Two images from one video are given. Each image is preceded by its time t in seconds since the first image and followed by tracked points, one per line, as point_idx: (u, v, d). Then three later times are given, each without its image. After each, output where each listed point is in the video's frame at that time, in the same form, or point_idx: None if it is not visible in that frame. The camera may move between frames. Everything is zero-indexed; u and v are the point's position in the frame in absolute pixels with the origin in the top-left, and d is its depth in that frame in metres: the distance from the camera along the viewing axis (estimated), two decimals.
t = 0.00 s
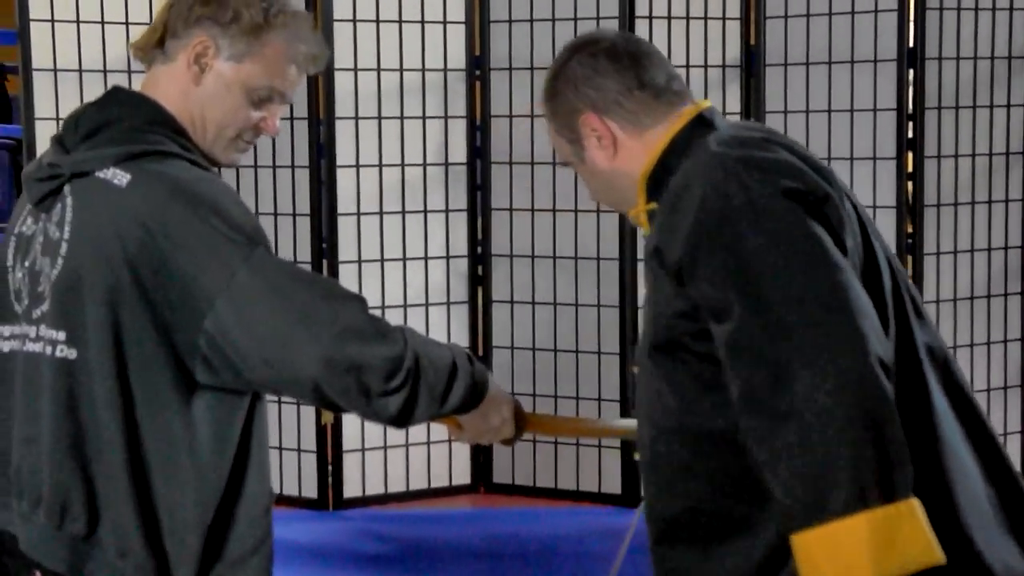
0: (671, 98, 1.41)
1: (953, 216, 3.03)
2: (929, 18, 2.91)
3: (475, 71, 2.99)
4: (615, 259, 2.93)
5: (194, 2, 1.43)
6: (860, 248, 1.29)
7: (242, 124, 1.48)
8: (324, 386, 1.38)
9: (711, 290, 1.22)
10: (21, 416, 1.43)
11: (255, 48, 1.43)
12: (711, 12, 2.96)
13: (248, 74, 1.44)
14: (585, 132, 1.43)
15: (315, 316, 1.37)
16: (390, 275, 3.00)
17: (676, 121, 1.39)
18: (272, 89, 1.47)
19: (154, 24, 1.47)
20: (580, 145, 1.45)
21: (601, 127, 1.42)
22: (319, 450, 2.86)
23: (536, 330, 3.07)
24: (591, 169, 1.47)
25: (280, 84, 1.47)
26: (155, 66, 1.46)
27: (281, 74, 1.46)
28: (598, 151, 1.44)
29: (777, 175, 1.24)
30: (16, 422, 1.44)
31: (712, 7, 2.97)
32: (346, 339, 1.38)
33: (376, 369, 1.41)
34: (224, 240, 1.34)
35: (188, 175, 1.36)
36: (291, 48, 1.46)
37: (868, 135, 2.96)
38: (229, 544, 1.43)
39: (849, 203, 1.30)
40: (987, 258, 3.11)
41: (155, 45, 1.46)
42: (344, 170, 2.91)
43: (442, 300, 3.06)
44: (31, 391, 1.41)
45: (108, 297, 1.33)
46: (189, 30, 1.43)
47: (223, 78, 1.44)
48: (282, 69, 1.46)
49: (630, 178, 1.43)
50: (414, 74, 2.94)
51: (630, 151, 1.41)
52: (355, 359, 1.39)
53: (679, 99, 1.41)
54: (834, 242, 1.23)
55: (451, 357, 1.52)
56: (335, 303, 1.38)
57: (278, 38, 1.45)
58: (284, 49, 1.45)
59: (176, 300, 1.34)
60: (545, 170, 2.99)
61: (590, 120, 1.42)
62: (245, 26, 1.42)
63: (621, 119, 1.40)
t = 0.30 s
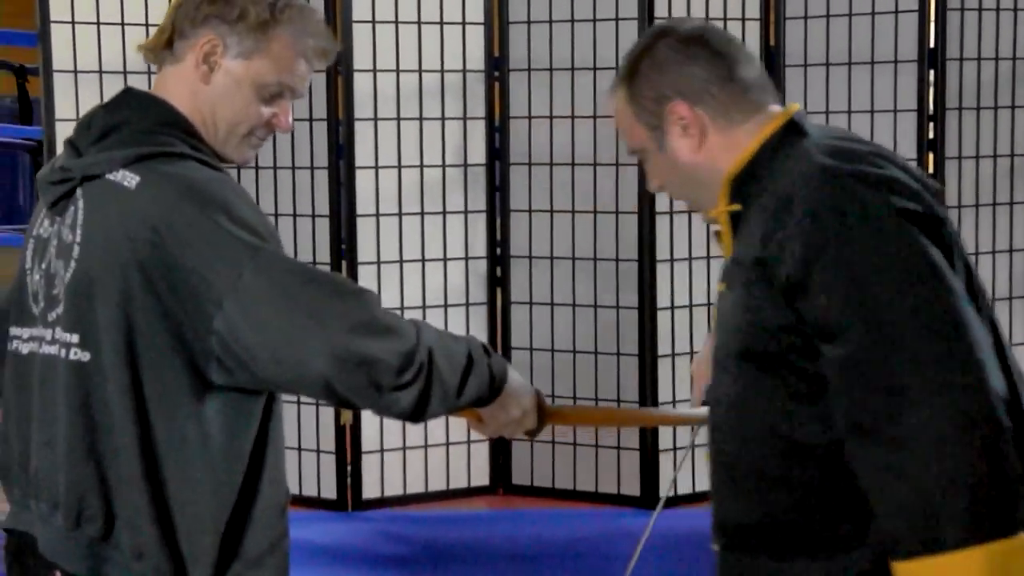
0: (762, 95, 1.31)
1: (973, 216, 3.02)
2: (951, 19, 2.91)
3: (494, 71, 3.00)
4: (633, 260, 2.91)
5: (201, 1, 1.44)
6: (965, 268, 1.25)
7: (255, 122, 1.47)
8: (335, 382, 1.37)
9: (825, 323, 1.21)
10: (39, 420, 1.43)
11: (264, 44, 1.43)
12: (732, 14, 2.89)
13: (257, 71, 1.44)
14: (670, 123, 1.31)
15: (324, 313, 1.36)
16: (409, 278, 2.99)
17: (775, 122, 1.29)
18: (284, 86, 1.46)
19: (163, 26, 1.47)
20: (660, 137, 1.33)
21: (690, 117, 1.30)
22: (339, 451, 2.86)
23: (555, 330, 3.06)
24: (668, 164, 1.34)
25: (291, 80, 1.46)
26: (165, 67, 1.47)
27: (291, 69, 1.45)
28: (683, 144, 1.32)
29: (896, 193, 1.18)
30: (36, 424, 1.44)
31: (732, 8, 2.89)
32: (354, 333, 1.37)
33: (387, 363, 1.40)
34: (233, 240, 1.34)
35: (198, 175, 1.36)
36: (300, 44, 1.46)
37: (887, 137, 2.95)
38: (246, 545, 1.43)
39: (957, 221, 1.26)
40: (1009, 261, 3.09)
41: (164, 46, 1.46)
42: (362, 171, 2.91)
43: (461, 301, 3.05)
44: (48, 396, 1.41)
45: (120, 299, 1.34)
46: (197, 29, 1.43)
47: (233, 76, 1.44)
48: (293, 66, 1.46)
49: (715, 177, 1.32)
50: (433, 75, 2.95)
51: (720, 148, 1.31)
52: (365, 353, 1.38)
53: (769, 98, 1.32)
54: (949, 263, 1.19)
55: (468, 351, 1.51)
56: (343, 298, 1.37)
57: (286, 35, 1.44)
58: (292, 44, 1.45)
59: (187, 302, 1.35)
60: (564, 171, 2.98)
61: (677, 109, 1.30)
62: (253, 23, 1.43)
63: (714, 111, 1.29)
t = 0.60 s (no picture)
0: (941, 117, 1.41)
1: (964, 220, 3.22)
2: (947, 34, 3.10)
3: (515, 85, 3.19)
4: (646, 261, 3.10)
5: (230, 16, 1.54)
6: None
7: (285, 124, 1.60)
8: (357, 370, 1.43)
9: (1013, 343, 1.35)
10: (93, 411, 1.59)
11: (287, 56, 1.54)
12: (738, 32, 3.09)
13: (282, 80, 1.55)
14: (847, 125, 1.38)
15: (349, 308, 1.42)
16: (435, 278, 3.19)
17: (950, 147, 1.40)
18: (309, 91, 1.58)
19: (197, 39, 1.59)
20: (830, 132, 1.40)
21: (866, 122, 1.37)
22: (370, 440, 3.05)
23: (571, 329, 3.28)
24: (829, 160, 1.41)
25: (316, 87, 1.58)
26: (201, 77, 1.60)
27: (316, 77, 1.57)
28: (854, 146, 1.39)
29: None
30: (91, 415, 1.59)
31: (739, 26, 3.09)
32: (374, 324, 1.43)
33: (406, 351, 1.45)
34: (264, 239, 1.43)
35: (232, 180, 1.47)
36: (322, 51, 1.56)
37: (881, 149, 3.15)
38: (280, 522, 1.56)
39: None
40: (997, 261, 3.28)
41: (198, 60, 1.59)
42: (393, 179, 3.09)
43: (484, 300, 3.27)
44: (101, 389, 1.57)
45: (161, 298, 1.45)
46: (226, 43, 1.55)
47: (261, 87, 1.56)
48: (315, 72, 1.57)
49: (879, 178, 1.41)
50: (459, 89, 3.12)
51: (891, 157, 1.40)
52: (386, 343, 1.43)
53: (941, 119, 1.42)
54: None
55: (487, 336, 1.56)
56: (364, 292, 1.43)
57: (308, 44, 1.55)
58: (315, 51, 1.56)
59: (222, 300, 1.45)
60: (581, 179, 3.18)
61: (856, 112, 1.38)
62: (276, 37, 1.53)
63: (891, 122, 1.37)
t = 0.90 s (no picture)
0: None
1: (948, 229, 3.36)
2: (915, 58, 3.20)
3: (522, 102, 3.42)
4: (641, 263, 3.33)
5: (252, 39, 1.75)
6: None
7: (310, 131, 1.79)
8: (378, 364, 1.63)
9: None
10: (134, 400, 1.77)
11: (305, 69, 1.74)
12: (726, 52, 3.35)
13: (303, 91, 1.75)
14: None
15: (369, 308, 1.61)
16: (448, 280, 3.42)
17: None
18: (329, 100, 1.77)
19: (225, 63, 1.81)
20: None
21: None
22: (389, 428, 3.29)
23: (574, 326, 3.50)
24: None
25: (335, 95, 1.77)
26: (230, 96, 1.80)
27: (333, 86, 1.75)
28: None
29: None
30: (134, 401, 1.78)
31: (728, 49, 3.36)
32: (393, 324, 1.62)
33: (424, 347, 1.64)
34: (292, 244, 1.61)
35: (264, 190, 1.66)
36: (337, 63, 1.76)
37: (862, 160, 3.31)
38: (306, 500, 1.76)
39: None
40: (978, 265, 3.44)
41: (226, 81, 1.80)
42: (410, 187, 3.34)
43: (493, 299, 3.49)
44: (144, 380, 1.75)
45: (200, 297, 1.64)
46: (250, 63, 1.75)
47: (284, 99, 1.75)
48: (334, 83, 1.76)
49: None
50: (471, 106, 3.36)
51: None
52: (404, 341, 1.62)
53: None
54: None
55: (499, 333, 1.75)
56: (384, 293, 1.62)
57: (324, 58, 1.75)
58: (330, 63, 1.75)
59: (254, 298, 1.64)
60: (583, 188, 3.40)
61: None
62: (295, 52, 1.73)
63: None
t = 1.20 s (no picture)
0: None
1: (931, 233, 3.57)
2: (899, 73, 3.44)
3: (530, 115, 3.62)
4: (642, 266, 3.53)
5: (285, 57, 1.89)
6: None
7: (342, 140, 1.94)
8: (398, 366, 1.77)
9: None
10: (175, 389, 1.92)
11: (336, 83, 1.88)
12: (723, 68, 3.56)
13: (334, 103, 1.89)
14: None
15: (392, 311, 1.75)
16: (461, 281, 3.60)
17: None
18: (359, 110, 1.91)
19: (258, 80, 1.94)
20: None
21: None
22: (405, 418, 3.50)
23: (580, 324, 3.68)
24: None
25: (365, 105, 1.91)
26: (263, 111, 1.94)
27: (362, 96, 1.90)
28: None
29: None
30: (173, 393, 1.93)
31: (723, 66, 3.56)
32: (414, 328, 1.76)
33: (442, 352, 1.77)
34: (323, 249, 1.76)
35: (300, 199, 1.81)
36: (365, 76, 1.91)
37: (849, 168, 3.53)
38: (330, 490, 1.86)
39: None
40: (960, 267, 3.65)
41: (261, 96, 1.93)
42: (426, 196, 3.52)
43: (503, 299, 3.67)
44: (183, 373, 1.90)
45: (237, 296, 1.80)
46: (284, 79, 1.89)
47: (317, 111, 1.90)
48: (363, 95, 1.90)
49: None
50: (482, 118, 3.55)
51: None
52: (424, 345, 1.76)
53: None
54: None
55: (517, 338, 1.87)
56: (406, 299, 1.76)
57: (352, 70, 1.89)
58: (360, 75, 1.90)
59: (288, 297, 1.79)
60: (588, 195, 3.60)
61: None
62: (325, 67, 1.87)
63: None
